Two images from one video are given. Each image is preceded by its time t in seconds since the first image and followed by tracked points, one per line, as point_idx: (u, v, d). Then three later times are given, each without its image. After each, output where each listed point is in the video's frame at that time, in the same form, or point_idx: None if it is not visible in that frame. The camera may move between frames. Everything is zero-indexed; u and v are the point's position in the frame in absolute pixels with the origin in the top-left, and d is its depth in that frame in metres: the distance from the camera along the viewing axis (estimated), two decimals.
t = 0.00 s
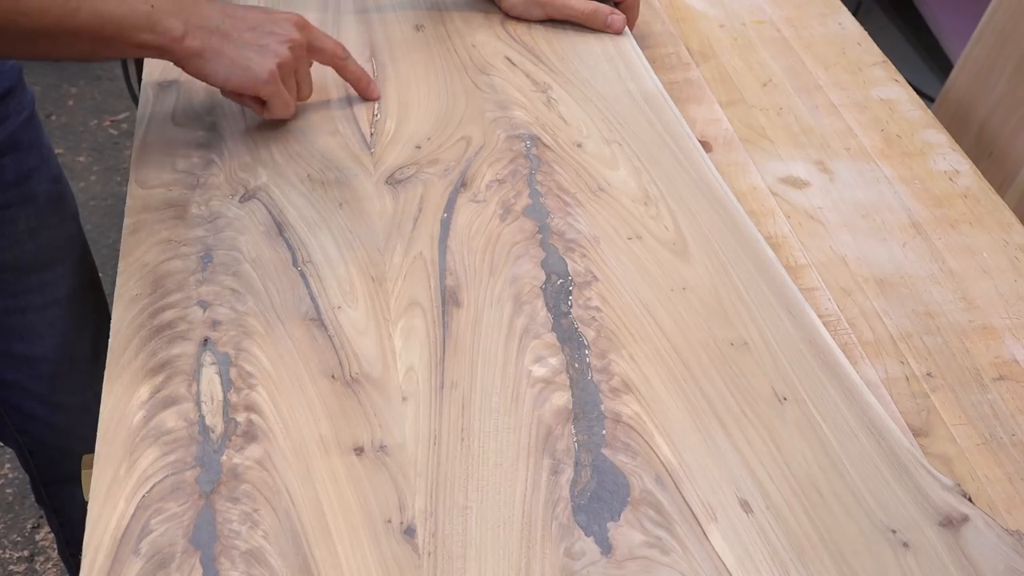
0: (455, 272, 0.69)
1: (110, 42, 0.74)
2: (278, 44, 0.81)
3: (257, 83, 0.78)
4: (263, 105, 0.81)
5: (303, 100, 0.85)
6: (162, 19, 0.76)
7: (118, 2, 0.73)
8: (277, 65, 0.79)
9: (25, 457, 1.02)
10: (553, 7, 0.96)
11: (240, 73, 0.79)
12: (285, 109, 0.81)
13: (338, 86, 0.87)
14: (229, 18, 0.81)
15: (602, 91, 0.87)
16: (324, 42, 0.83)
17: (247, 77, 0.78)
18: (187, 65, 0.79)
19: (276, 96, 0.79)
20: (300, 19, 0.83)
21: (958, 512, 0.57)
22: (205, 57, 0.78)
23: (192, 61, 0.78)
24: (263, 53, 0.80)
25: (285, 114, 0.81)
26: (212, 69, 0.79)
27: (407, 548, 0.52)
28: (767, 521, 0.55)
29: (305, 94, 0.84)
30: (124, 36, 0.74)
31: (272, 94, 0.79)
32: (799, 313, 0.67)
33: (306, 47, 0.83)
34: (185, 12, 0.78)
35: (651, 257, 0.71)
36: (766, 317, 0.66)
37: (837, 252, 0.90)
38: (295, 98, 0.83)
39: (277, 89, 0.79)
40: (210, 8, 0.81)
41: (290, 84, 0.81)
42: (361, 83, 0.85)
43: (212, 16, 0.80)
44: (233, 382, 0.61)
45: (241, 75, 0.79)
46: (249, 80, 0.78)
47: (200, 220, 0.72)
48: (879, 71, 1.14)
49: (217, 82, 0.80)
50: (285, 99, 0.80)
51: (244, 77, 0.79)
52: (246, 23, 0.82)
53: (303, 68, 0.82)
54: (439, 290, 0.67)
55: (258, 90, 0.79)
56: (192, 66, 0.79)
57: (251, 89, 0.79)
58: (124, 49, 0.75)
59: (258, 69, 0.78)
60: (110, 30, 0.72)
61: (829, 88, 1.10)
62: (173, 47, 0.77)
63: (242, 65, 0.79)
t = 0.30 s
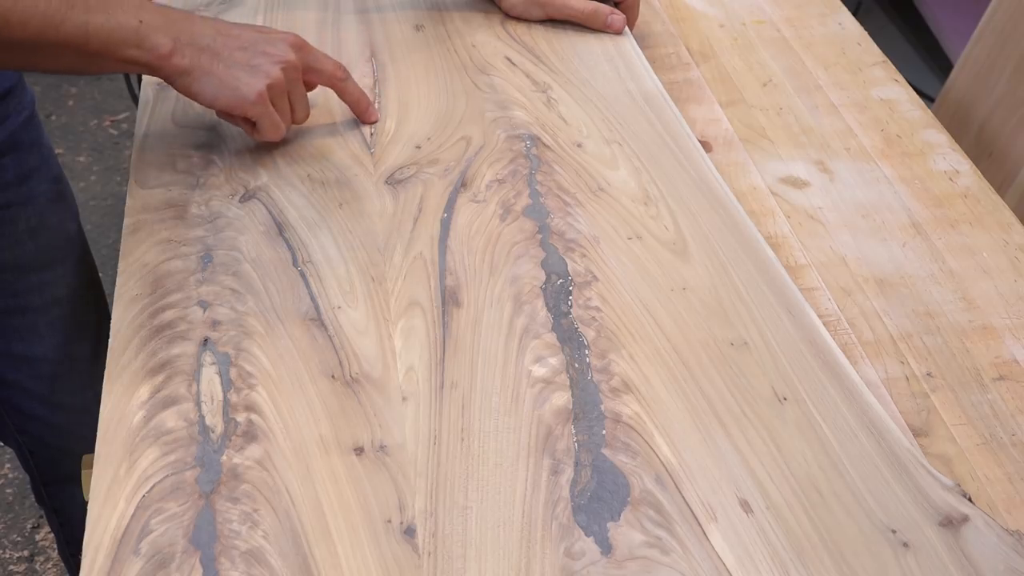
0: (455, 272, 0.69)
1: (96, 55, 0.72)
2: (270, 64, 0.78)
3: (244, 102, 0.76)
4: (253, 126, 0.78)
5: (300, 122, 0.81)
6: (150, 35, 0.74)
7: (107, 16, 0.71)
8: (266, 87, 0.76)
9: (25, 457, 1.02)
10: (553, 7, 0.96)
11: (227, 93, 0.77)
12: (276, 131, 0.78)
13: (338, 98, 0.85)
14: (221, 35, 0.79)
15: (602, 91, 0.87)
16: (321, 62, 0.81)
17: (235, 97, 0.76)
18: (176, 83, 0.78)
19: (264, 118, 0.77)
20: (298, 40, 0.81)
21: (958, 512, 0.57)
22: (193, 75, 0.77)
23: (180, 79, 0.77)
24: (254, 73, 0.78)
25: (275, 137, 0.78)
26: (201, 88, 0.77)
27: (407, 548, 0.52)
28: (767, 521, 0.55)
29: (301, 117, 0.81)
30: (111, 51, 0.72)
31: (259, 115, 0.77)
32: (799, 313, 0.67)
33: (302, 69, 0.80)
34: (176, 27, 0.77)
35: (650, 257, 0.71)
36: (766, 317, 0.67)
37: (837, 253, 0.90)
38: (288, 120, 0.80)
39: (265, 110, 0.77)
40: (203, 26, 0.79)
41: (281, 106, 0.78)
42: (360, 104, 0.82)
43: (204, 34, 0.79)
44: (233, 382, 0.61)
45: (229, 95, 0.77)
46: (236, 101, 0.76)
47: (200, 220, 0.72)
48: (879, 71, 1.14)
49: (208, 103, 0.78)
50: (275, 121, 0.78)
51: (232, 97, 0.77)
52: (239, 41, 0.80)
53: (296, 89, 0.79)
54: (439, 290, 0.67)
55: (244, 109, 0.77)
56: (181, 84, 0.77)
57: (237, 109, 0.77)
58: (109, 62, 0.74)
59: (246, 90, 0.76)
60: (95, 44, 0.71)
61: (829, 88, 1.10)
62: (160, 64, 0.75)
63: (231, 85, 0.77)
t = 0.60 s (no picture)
0: (455, 272, 0.69)
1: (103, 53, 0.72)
2: (275, 60, 0.79)
3: (251, 100, 0.76)
4: (259, 123, 0.79)
5: (306, 118, 0.82)
6: (156, 32, 0.75)
7: (113, 12, 0.72)
8: (272, 83, 0.77)
9: (25, 458, 1.02)
10: (553, 7, 0.96)
11: (233, 89, 0.77)
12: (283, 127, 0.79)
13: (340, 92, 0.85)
14: (226, 31, 0.80)
15: (602, 91, 0.87)
16: (326, 57, 0.81)
17: (241, 95, 0.77)
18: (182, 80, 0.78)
19: (270, 116, 0.77)
20: (302, 34, 0.82)
21: (957, 512, 0.57)
22: (199, 72, 0.77)
23: (186, 75, 0.77)
24: (259, 70, 0.78)
25: (282, 133, 0.79)
26: (207, 85, 0.77)
27: (407, 548, 0.52)
28: (767, 521, 0.55)
29: (308, 112, 0.81)
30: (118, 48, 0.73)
31: (266, 113, 0.77)
32: (799, 313, 0.67)
33: (306, 64, 0.80)
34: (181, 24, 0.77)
35: (650, 257, 0.71)
36: (766, 317, 0.67)
37: (837, 253, 0.90)
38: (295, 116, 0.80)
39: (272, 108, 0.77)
40: (207, 23, 0.79)
41: (287, 102, 0.79)
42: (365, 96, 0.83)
43: (209, 30, 0.79)
44: (233, 382, 0.61)
45: (235, 92, 0.77)
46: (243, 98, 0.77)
47: (200, 220, 0.72)
48: (879, 71, 1.14)
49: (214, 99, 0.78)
50: (281, 118, 0.78)
51: (238, 94, 0.77)
52: (244, 36, 0.80)
53: (301, 85, 0.79)
54: (439, 290, 0.67)
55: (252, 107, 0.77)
56: (187, 80, 0.77)
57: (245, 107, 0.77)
58: (116, 60, 0.74)
59: (252, 87, 0.77)
60: (102, 41, 0.71)
61: (829, 88, 1.10)
62: (167, 60, 0.76)
63: (237, 82, 0.77)
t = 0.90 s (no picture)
0: (455, 272, 0.69)
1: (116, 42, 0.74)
2: (281, 45, 0.81)
3: (262, 86, 0.79)
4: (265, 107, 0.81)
5: (309, 100, 0.85)
6: (168, 20, 0.76)
7: (126, 1, 0.73)
8: (282, 68, 0.79)
9: (25, 457, 1.02)
10: (553, 7, 0.96)
11: (243, 76, 0.79)
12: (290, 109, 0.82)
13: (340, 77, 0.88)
14: (231, 18, 0.82)
15: (602, 91, 0.87)
16: (329, 39, 0.85)
17: (252, 82, 0.79)
18: (192, 67, 0.79)
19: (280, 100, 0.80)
20: (303, 18, 0.85)
21: (957, 512, 0.57)
22: (211, 59, 0.79)
23: (197, 62, 0.79)
24: (267, 56, 0.80)
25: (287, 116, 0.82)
26: (217, 72, 0.79)
27: (407, 548, 0.52)
28: (767, 521, 0.55)
29: (311, 95, 0.84)
30: (132, 36, 0.74)
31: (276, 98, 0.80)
32: (799, 313, 0.67)
33: (308, 46, 0.83)
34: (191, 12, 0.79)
35: (650, 257, 0.71)
36: (766, 317, 0.67)
37: (837, 253, 0.90)
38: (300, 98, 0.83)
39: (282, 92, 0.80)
40: (213, 10, 0.81)
41: (293, 86, 0.82)
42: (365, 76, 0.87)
43: (216, 17, 0.81)
44: (233, 382, 0.61)
45: (246, 79, 0.79)
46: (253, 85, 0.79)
47: (200, 220, 0.72)
48: (879, 71, 1.14)
49: (223, 85, 0.80)
50: (289, 100, 0.81)
51: (248, 81, 0.79)
52: (249, 23, 0.82)
53: (307, 68, 0.83)
54: (439, 290, 0.67)
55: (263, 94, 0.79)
56: (198, 67, 0.79)
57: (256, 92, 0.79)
58: (128, 48, 0.75)
59: (263, 74, 0.79)
60: (118, 30, 0.72)
61: (829, 88, 1.10)
62: (179, 48, 0.77)
63: (248, 69, 0.79)
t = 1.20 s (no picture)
0: (455, 272, 0.69)
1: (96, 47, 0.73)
2: (267, 49, 0.80)
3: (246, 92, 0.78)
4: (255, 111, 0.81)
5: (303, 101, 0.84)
6: (147, 26, 0.75)
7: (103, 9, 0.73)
8: (266, 72, 0.78)
9: (25, 458, 1.02)
10: (553, 7, 0.96)
11: (227, 80, 0.78)
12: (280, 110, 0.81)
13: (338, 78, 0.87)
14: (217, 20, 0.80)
15: (602, 91, 0.87)
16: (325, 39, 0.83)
17: (235, 87, 0.78)
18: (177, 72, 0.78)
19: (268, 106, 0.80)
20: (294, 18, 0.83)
21: (957, 512, 0.57)
22: (193, 64, 0.77)
23: (181, 67, 0.77)
24: (252, 60, 0.79)
25: (277, 121, 0.81)
26: (200, 76, 0.78)
27: (407, 548, 0.52)
28: (767, 521, 0.55)
29: (307, 96, 0.83)
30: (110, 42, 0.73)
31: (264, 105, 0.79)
32: (799, 313, 0.67)
33: (300, 48, 0.82)
34: (174, 17, 0.77)
35: (650, 257, 0.71)
36: (766, 317, 0.67)
37: (837, 253, 0.90)
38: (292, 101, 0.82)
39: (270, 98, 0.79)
40: (198, 13, 0.79)
41: (282, 89, 0.80)
42: (368, 72, 0.85)
43: (200, 21, 0.79)
44: (233, 382, 0.61)
45: (230, 83, 0.78)
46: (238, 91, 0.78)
47: (200, 221, 0.72)
48: (879, 71, 1.14)
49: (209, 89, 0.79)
50: (277, 105, 0.80)
51: (231, 85, 0.78)
52: (236, 24, 0.80)
53: (297, 71, 0.81)
54: (439, 290, 0.67)
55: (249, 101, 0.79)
56: (183, 73, 0.78)
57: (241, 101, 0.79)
58: (110, 55, 0.75)
59: (246, 79, 0.78)
60: (93, 34, 0.72)
61: (829, 88, 1.10)
62: (158, 53, 0.76)
63: (230, 73, 0.78)
